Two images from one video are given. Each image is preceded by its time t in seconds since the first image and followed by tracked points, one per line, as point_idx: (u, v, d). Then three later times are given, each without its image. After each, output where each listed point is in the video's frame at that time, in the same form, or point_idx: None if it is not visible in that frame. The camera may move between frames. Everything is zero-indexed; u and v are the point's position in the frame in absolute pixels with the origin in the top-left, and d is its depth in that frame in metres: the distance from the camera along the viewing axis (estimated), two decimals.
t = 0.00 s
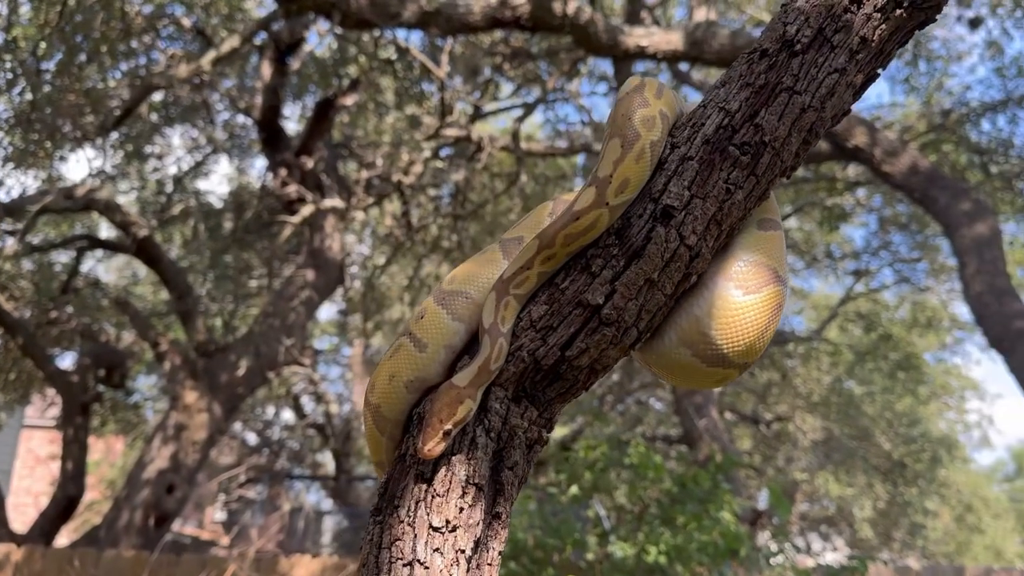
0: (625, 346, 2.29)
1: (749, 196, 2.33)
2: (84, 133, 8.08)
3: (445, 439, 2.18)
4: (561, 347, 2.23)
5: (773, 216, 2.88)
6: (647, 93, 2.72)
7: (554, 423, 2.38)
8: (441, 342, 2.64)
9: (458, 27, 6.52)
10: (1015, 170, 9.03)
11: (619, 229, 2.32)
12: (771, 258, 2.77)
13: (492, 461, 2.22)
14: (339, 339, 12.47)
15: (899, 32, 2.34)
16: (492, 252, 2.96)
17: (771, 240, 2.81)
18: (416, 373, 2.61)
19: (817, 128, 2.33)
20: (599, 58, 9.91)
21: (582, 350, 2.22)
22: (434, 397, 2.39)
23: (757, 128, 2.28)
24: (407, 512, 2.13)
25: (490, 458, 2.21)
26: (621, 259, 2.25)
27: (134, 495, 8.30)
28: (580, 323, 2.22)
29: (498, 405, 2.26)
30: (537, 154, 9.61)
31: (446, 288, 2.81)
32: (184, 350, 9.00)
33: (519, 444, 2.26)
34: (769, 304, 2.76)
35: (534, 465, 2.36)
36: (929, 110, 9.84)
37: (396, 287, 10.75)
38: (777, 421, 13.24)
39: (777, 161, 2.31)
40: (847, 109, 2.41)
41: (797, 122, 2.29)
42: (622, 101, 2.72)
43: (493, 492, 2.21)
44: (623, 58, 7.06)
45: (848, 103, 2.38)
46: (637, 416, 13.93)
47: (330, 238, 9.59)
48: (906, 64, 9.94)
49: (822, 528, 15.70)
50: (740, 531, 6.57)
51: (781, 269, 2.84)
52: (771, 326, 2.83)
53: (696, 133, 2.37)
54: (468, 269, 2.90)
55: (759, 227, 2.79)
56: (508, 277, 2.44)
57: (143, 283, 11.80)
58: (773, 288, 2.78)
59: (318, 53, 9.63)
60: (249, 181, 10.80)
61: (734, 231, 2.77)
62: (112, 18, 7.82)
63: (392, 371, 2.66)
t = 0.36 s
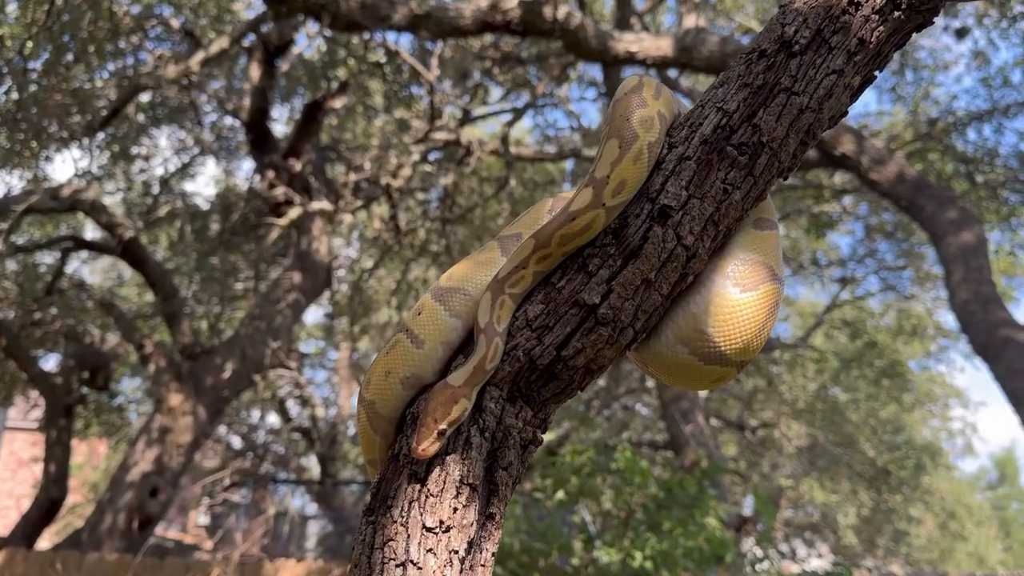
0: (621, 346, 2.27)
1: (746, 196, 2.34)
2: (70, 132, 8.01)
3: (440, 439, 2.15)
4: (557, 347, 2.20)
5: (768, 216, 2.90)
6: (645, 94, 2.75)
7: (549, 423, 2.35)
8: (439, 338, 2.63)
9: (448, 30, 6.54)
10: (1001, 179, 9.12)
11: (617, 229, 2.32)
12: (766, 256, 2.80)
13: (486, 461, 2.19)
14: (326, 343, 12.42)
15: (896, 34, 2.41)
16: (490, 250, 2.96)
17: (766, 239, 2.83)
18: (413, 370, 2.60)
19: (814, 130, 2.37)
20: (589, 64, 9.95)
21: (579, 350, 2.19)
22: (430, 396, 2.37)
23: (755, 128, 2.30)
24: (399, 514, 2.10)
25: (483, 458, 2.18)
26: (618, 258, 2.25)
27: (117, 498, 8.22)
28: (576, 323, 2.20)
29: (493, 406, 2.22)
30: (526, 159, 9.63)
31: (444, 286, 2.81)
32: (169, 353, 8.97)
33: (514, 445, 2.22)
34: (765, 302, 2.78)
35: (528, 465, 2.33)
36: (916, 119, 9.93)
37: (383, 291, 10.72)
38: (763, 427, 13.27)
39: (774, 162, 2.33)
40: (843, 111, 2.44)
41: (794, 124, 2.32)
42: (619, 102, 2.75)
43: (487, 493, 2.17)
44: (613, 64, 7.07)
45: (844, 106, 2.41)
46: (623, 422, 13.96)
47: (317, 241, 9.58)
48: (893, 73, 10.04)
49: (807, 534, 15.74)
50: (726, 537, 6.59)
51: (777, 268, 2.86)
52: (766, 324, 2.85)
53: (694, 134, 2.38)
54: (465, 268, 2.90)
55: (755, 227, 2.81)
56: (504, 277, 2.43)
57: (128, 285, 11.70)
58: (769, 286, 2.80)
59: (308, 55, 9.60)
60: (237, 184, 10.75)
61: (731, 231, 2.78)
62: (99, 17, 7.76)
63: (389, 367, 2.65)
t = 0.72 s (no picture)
0: (591, 361, 2.29)
1: (714, 215, 2.36)
2: (71, 139, 8.04)
3: (411, 452, 2.17)
4: (528, 361, 2.23)
5: (735, 234, 2.94)
6: (614, 116, 2.82)
7: (521, 437, 2.37)
8: (415, 351, 2.66)
9: (447, 39, 6.59)
10: (999, 188, 9.13)
11: (587, 247, 2.34)
12: (734, 273, 2.82)
13: (458, 475, 2.21)
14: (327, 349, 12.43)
15: (861, 57, 2.43)
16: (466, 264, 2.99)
17: (734, 257, 2.86)
18: (390, 382, 2.62)
19: (781, 150, 2.38)
20: (590, 71, 9.97)
21: (549, 365, 2.22)
22: (402, 411, 2.39)
23: (721, 149, 2.32)
24: (372, 525, 2.11)
25: (455, 471, 2.20)
26: (587, 275, 2.27)
27: (117, 503, 8.23)
28: (546, 338, 2.22)
29: (465, 419, 2.25)
30: (526, 166, 9.65)
31: (421, 300, 2.84)
32: (169, 358, 8.99)
33: (485, 458, 2.24)
34: (731, 318, 2.80)
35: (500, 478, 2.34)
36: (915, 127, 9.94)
37: (384, 297, 10.73)
38: (763, 434, 13.25)
39: (742, 181, 2.34)
40: (810, 131, 2.45)
41: (761, 145, 2.34)
42: (590, 122, 2.83)
43: (459, 506, 2.20)
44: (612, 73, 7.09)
45: (811, 126, 2.43)
46: (624, 428, 13.95)
47: (318, 248, 9.59)
48: (893, 81, 10.07)
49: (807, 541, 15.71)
50: (724, 545, 6.58)
51: (745, 285, 2.88)
52: (733, 340, 2.86)
53: (663, 153, 2.41)
54: (442, 283, 2.94)
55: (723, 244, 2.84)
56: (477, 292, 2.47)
57: (129, 290, 11.72)
58: (736, 303, 2.82)
59: (309, 63, 9.64)
60: (238, 190, 10.78)
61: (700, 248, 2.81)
62: (102, 25, 7.78)
63: (365, 379, 2.68)
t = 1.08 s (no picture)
0: (555, 354, 2.33)
1: (674, 213, 2.40)
2: (84, 147, 8.14)
3: (379, 444, 2.22)
4: (493, 354, 2.28)
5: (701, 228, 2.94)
6: (578, 116, 2.77)
7: (487, 429, 2.41)
8: (387, 343, 2.67)
9: (454, 47, 6.67)
10: (1010, 194, 9.07)
11: (551, 243, 2.37)
12: (698, 266, 2.83)
13: (427, 465, 2.26)
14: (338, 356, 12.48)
15: (822, 57, 2.43)
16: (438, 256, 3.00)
17: (699, 251, 2.87)
18: (362, 374, 2.64)
19: (740, 149, 2.41)
20: (599, 78, 10.00)
21: (514, 359, 2.27)
22: (370, 405, 2.41)
23: (682, 148, 2.36)
24: (341, 514, 2.16)
25: (424, 461, 2.25)
26: (551, 271, 2.31)
27: (129, 508, 8.28)
28: (511, 332, 2.27)
29: (433, 411, 2.30)
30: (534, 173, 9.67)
31: (394, 292, 2.86)
32: (180, 364, 9.08)
33: (453, 448, 2.29)
34: (693, 312, 2.80)
35: (467, 468, 2.39)
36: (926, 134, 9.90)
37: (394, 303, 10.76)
38: (774, 442, 13.18)
39: (701, 180, 2.38)
40: (771, 130, 2.48)
41: (721, 144, 2.37)
42: (554, 122, 2.78)
43: (427, 496, 2.25)
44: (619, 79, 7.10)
45: (771, 126, 2.46)
46: (635, 434, 13.91)
47: (328, 254, 9.64)
48: (903, 87, 10.04)
49: (820, 550, 15.58)
50: (733, 552, 6.54)
51: (709, 280, 2.90)
52: (696, 333, 2.88)
53: (625, 152, 2.46)
54: (414, 276, 2.95)
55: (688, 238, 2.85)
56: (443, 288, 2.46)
57: (142, 297, 11.83)
58: (700, 296, 2.83)
59: (320, 71, 9.74)
60: (250, 197, 10.87)
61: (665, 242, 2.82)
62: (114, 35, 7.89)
63: (338, 370, 2.69)
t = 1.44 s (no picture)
0: (518, 363, 2.34)
1: (629, 227, 2.42)
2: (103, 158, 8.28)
3: (348, 449, 2.25)
4: (456, 363, 2.30)
5: (658, 239, 2.96)
6: (537, 135, 2.79)
7: (455, 434, 2.41)
8: (359, 349, 2.71)
9: (465, 58, 6.74)
10: None
11: (511, 256, 2.40)
12: (652, 275, 2.84)
13: (394, 469, 2.27)
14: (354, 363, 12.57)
15: (773, 77, 2.50)
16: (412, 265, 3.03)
17: (654, 262, 2.89)
18: (335, 379, 2.68)
19: (693, 166, 2.45)
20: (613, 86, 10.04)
21: (477, 367, 2.29)
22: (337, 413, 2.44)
23: (636, 166, 2.39)
24: (311, 515, 2.19)
25: (391, 465, 2.26)
26: (511, 283, 2.34)
27: (147, 515, 8.38)
28: (473, 342, 2.30)
29: (400, 417, 2.31)
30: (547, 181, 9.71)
31: (368, 301, 2.90)
32: (198, 372, 9.20)
33: (421, 453, 2.30)
34: (649, 320, 2.82)
35: (435, 474, 2.40)
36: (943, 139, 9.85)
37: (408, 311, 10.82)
38: (792, 450, 13.08)
39: (654, 196, 2.41)
40: (724, 149, 2.54)
41: (674, 162, 2.41)
42: (514, 142, 2.79)
43: (395, 499, 2.26)
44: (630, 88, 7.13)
45: (725, 144, 2.52)
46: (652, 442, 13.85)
47: (343, 262, 9.69)
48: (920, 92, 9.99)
49: (840, 559, 15.42)
50: (745, 560, 6.46)
51: (665, 290, 2.91)
52: (652, 340, 2.88)
53: (583, 169, 2.48)
54: (389, 286, 2.99)
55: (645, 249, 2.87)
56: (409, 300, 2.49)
57: (162, 305, 11.96)
58: (655, 305, 2.84)
59: (336, 81, 9.85)
60: (267, 206, 10.98)
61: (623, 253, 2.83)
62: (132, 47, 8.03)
63: (313, 376, 2.73)
